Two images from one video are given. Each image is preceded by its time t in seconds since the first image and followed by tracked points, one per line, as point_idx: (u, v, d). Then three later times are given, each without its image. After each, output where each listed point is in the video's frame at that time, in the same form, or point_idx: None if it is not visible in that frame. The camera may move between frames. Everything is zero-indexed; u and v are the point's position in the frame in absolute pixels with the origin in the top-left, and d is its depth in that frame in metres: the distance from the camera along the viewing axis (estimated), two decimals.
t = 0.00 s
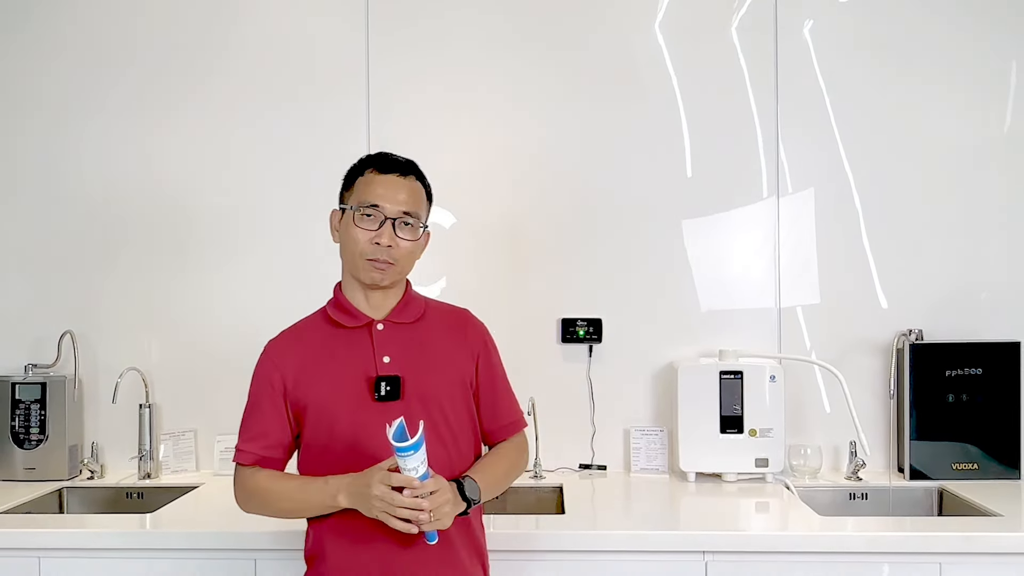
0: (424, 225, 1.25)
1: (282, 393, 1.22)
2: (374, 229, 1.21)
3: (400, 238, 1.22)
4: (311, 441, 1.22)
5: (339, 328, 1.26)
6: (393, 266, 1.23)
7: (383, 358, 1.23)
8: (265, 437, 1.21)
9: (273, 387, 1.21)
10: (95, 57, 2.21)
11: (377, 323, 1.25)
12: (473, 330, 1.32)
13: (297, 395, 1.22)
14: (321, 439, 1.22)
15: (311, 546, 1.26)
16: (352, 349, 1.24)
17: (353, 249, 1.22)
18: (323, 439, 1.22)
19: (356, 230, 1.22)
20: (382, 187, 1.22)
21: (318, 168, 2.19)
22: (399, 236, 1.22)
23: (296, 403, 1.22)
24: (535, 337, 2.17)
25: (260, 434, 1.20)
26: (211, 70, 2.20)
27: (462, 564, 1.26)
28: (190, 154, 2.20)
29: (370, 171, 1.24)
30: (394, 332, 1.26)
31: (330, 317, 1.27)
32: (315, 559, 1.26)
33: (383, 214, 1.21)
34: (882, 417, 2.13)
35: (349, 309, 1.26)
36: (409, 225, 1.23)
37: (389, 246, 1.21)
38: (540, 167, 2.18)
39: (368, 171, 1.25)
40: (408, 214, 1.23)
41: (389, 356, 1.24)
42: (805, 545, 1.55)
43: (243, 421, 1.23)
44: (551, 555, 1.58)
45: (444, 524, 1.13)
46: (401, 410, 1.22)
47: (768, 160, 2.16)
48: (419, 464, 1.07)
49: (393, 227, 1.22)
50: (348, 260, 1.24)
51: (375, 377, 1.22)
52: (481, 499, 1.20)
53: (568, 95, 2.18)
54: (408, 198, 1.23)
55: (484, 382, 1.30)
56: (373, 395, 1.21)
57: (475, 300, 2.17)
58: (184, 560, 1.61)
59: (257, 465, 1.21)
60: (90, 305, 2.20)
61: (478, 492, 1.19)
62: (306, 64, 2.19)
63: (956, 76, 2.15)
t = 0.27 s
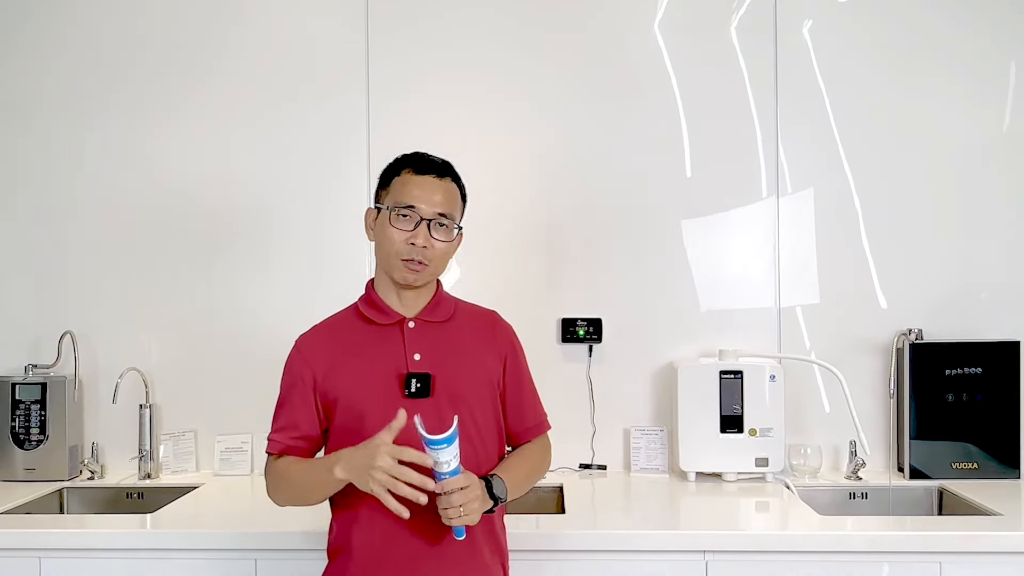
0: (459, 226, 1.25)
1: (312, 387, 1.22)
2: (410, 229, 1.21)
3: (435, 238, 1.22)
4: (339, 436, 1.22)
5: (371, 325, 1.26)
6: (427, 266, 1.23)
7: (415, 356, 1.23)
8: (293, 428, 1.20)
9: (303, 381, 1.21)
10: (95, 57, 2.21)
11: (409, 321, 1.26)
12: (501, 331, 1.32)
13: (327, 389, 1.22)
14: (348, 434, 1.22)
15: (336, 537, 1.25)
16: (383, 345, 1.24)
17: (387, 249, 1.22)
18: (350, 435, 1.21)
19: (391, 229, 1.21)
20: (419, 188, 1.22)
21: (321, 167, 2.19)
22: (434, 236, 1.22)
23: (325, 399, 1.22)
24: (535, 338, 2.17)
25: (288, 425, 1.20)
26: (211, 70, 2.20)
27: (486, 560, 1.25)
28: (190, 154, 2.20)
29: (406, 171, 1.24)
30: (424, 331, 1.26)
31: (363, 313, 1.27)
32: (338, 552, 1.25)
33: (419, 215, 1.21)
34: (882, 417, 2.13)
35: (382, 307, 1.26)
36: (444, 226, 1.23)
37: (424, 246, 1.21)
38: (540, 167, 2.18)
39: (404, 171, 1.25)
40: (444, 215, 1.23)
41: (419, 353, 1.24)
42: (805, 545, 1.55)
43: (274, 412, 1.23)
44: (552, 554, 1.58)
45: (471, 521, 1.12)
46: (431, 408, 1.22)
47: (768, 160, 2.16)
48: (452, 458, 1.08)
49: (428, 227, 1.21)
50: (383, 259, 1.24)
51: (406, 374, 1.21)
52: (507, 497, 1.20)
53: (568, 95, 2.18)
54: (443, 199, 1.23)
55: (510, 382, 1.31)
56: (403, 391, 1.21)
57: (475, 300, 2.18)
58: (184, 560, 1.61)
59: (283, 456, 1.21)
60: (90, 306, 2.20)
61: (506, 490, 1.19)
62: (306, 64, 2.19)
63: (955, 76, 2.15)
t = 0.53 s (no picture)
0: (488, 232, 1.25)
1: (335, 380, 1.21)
2: (442, 234, 1.21)
3: (467, 243, 1.22)
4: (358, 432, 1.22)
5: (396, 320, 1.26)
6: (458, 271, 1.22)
7: (440, 354, 1.24)
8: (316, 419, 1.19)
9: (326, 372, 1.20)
10: (95, 57, 2.21)
11: (434, 320, 1.26)
12: (521, 334, 1.33)
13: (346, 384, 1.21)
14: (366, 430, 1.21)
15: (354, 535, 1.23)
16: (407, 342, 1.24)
17: (419, 251, 1.22)
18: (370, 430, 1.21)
19: (425, 232, 1.21)
20: (456, 193, 1.22)
21: (321, 167, 2.19)
22: (467, 242, 1.22)
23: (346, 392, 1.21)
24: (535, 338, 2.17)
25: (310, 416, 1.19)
26: (211, 70, 2.20)
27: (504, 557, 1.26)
28: (190, 155, 2.20)
29: (441, 174, 1.24)
30: (450, 330, 1.26)
31: (387, 309, 1.27)
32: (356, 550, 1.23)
33: (452, 220, 1.21)
34: (882, 417, 2.13)
35: (405, 304, 1.26)
36: (477, 232, 1.23)
37: (457, 251, 1.20)
38: (540, 167, 2.18)
39: (440, 175, 1.24)
40: (479, 221, 1.22)
41: (444, 351, 1.25)
42: (804, 544, 1.55)
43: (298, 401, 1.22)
44: (553, 554, 1.58)
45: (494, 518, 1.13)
46: (455, 406, 1.22)
47: (768, 160, 2.16)
48: (481, 457, 1.10)
49: (461, 233, 1.21)
50: (413, 262, 1.24)
51: (431, 372, 1.22)
52: (529, 495, 1.21)
53: (568, 95, 2.18)
54: (477, 205, 1.23)
55: (532, 384, 1.32)
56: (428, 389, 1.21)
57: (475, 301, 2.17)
58: (185, 560, 1.61)
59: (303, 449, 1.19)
60: (90, 306, 2.20)
61: (527, 488, 1.20)
62: (307, 64, 2.19)
63: (956, 76, 2.15)
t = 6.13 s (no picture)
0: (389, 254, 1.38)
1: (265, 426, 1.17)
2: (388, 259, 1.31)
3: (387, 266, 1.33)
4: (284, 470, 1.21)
5: (294, 348, 1.25)
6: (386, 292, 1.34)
7: (356, 383, 1.28)
8: (256, 474, 1.15)
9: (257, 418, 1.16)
10: (122, 84, 2.26)
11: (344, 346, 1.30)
12: (394, 352, 1.47)
13: (283, 426, 1.18)
14: (305, 466, 1.21)
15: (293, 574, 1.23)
16: (323, 374, 1.25)
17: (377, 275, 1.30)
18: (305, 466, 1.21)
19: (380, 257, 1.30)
20: (377, 219, 1.31)
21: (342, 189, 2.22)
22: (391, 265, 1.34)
23: (277, 434, 1.18)
24: (555, 358, 2.17)
25: (248, 473, 1.14)
26: (234, 96, 2.24)
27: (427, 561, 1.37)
28: (214, 179, 2.23)
29: (358, 202, 1.30)
30: (353, 357, 1.31)
31: (284, 338, 1.25)
32: None
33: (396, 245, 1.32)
34: (906, 435, 2.11)
35: (310, 333, 1.26)
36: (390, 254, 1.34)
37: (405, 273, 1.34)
38: (558, 188, 2.19)
39: (355, 201, 1.30)
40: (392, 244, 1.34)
41: (358, 380, 1.29)
42: (830, 566, 1.53)
43: (229, 461, 1.13)
44: None
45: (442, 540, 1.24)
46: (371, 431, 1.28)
47: (787, 177, 2.16)
48: (448, 485, 1.21)
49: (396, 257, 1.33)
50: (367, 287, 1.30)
51: (356, 402, 1.25)
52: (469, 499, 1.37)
53: (586, 115, 2.20)
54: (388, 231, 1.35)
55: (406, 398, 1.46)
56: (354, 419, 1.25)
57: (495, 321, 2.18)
58: None
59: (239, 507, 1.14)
60: (114, 329, 2.23)
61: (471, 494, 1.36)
62: (328, 89, 2.23)
63: (976, 91, 2.14)
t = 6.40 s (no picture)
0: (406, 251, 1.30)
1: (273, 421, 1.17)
2: (366, 253, 1.25)
3: (390, 263, 1.27)
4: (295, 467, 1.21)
5: (310, 347, 1.26)
6: (380, 289, 1.27)
7: (370, 380, 1.27)
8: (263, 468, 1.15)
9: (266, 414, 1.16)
10: (121, 85, 2.26)
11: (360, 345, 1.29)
12: (422, 351, 1.45)
13: (291, 422, 1.18)
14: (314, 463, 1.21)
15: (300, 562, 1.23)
16: (336, 370, 1.25)
17: (346, 271, 1.24)
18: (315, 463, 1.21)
19: (347, 251, 1.24)
20: (373, 213, 1.27)
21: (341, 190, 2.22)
22: (391, 261, 1.27)
23: (287, 430, 1.19)
24: (553, 359, 2.17)
25: (253, 466, 1.14)
26: (233, 97, 2.24)
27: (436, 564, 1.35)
28: (212, 180, 2.23)
29: (358, 197, 1.28)
30: (370, 355, 1.30)
31: (301, 336, 1.26)
32: None
33: (377, 239, 1.26)
34: (904, 437, 2.10)
35: (325, 330, 1.26)
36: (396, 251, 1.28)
37: (380, 269, 1.25)
38: (557, 189, 2.19)
39: (357, 197, 1.28)
40: (398, 241, 1.28)
41: (373, 377, 1.28)
42: (828, 567, 1.53)
43: (233, 454, 1.14)
44: None
45: (454, 532, 1.22)
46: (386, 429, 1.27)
47: (786, 178, 2.16)
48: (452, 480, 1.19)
49: (386, 252, 1.26)
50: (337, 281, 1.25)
51: (368, 400, 1.24)
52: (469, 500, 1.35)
53: (585, 116, 2.20)
54: (395, 225, 1.28)
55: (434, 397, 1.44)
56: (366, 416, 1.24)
57: (494, 322, 2.18)
58: None
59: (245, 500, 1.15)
60: (113, 330, 2.23)
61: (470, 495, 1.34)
62: (327, 90, 2.23)
63: (974, 93, 2.14)
